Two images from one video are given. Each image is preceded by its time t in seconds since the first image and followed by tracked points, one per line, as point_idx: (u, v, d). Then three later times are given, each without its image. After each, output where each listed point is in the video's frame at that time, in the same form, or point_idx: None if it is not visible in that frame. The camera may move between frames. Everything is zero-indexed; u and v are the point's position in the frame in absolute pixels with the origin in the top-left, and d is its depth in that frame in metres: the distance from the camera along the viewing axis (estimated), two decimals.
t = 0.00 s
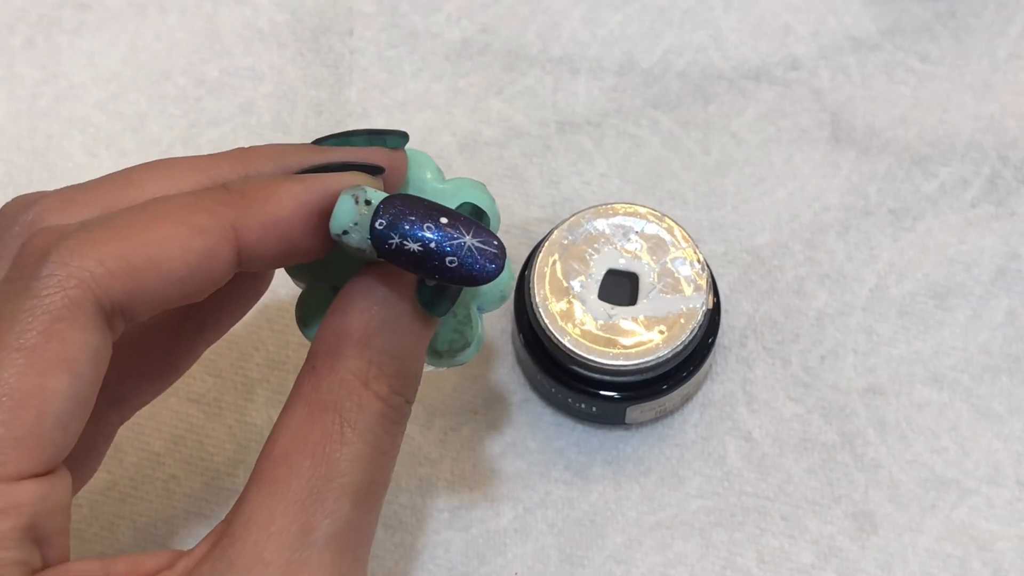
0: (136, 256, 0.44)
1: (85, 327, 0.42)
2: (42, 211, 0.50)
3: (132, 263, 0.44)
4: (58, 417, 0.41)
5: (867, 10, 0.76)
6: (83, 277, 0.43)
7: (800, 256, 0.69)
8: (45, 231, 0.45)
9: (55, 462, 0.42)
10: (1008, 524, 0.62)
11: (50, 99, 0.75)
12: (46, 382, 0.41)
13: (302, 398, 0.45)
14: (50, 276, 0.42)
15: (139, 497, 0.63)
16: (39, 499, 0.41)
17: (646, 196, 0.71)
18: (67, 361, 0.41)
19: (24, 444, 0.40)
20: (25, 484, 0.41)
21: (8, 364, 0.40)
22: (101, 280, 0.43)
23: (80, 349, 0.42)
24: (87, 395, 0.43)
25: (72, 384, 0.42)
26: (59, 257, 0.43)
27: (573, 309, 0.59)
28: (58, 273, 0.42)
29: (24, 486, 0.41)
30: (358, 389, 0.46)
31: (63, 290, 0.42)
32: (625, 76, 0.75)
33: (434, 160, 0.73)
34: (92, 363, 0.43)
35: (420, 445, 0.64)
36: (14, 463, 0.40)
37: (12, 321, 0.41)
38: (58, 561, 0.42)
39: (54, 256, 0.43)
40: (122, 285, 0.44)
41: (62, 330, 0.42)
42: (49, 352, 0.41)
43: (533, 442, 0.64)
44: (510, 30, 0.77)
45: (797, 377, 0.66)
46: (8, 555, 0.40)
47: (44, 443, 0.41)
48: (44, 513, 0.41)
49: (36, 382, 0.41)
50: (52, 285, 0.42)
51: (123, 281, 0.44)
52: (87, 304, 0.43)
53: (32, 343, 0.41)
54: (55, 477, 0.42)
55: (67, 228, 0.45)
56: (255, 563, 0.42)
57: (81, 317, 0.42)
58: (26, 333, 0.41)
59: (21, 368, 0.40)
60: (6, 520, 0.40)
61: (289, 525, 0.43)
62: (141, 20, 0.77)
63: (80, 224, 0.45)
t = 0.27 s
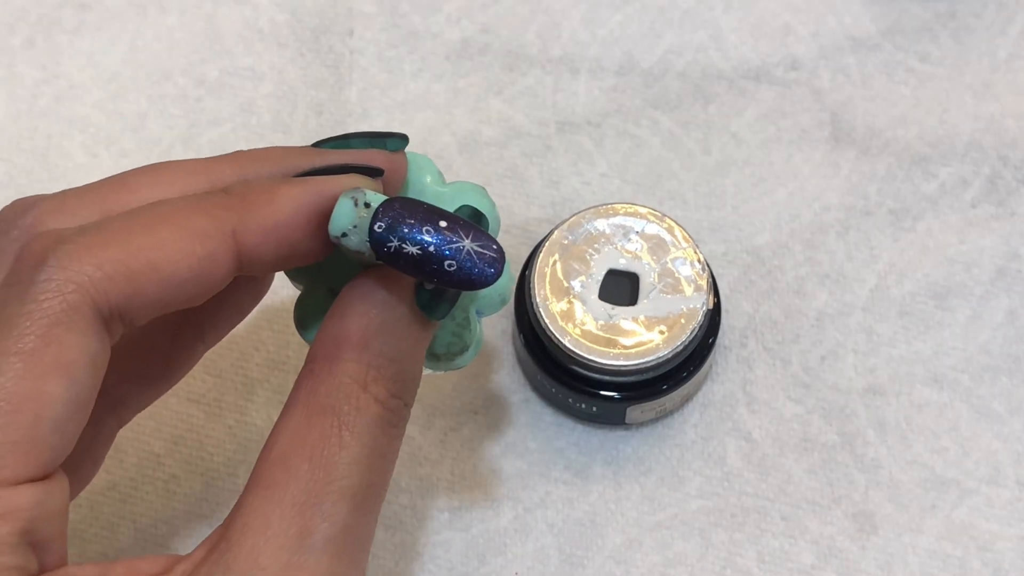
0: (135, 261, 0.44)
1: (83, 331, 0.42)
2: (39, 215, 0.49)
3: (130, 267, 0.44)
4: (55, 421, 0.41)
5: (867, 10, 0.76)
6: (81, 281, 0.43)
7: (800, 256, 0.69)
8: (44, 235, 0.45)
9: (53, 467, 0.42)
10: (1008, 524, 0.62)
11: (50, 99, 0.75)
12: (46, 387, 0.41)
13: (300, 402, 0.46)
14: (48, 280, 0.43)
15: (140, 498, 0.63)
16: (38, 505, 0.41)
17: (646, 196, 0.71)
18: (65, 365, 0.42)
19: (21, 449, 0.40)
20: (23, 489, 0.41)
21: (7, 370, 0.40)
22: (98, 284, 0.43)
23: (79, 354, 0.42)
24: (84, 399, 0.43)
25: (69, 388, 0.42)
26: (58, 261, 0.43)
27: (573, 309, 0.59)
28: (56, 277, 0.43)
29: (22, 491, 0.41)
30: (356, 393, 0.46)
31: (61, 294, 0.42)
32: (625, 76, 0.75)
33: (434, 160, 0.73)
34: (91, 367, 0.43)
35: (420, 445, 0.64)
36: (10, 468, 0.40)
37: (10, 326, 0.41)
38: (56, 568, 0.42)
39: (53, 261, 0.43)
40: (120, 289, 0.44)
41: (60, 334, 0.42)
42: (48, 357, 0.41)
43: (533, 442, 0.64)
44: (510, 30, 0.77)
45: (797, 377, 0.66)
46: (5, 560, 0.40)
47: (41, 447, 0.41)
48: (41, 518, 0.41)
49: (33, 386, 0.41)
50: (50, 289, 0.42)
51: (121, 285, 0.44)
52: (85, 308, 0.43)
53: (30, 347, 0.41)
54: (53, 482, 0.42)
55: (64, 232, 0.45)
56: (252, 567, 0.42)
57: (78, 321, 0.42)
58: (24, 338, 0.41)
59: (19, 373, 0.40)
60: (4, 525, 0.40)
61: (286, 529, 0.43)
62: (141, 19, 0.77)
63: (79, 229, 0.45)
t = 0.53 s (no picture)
0: (132, 261, 0.44)
1: (81, 330, 0.42)
2: (36, 217, 0.49)
3: (128, 267, 0.44)
4: (54, 420, 0.41)
5: (867, 10, 0.76)
6: (79, 281, 0.43)
7: (800, 256, 0.69)
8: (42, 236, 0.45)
9: (52, 465, 0.42)
10: (1008, 524, 0.62)
11: (50, 99, 0.75)
12: (43, 386, 0.41)
13: (296, 401, 0.46)
14: (46, 280, 0.42)
15: (139, 498, 0.63)
16: (36, 502, 0.41)
17: (646, 196, 0.71)
18: (63, 365, 0.41)
19: (19, 448, 0.40)
20: (21, 488, 0.41)
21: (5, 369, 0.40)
22: (97, 284, 0.43)
23: (76, 354, 0.42)
24: (82, 398, 0.43)
25: (68, 387, 0.42)
26: (56, 261, 0.43)
27: (573, 309, 0.59)
28: (54, 277, 0.43)
29: (19, 489, 0.41)
30: (352, 393, 0.46)
31: (59, 294, 0.42)
32: (625, 76, 0.75)
33: (434, 160, 0.73)
34: (88, 367, 0.43)
35: (420, 445, 0.64)
36: (8, 467, 0.40)
37: (8, 325, 0.41)
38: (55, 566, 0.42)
39: (50, 261, 0.43)
40: (117, 289, 0.44)
41: (58, 334, 0.42)
42: (46, 357, 0.41)
43: (533, 442, 0.64)
44: (510, 30, 0.77)
45: (797, 377, 0.66)
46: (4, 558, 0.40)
47: (39, 446, 0.41)
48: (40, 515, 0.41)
49: (32, 385, 0.41)
50: (48, 289, 0.42)
51: (118, 285, 0.44)
52: (83, 307, 0.43)
53: (28, 347, 0.41)
54: (52, 481, 0.42)
55: (63, 233, 0.45)
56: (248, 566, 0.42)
57: (76, 321, 0.42)
58: (22, 338, 0.41)
59: (17, 373, 0.40)
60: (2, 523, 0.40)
61: (282, 528, 0.43)
62: (142, 19, 0.77)
63: (77, 229, 0.45)
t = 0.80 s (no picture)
0: (123, 262, 0.44)
1: (72, 332, 0.42)
2: (29, 218, 0.50)
3: (118, 268, 0.44)
4: (43, 422, 0.41)
5: (867, 10, 0.76)
6: (69, 282, 0.43)
7: (800, 256, 0.69)
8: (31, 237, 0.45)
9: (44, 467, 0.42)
10: (1008, 524, 0.62)
11: (50, 99, 0.75)
12: (32, 388, 0.41)
13: (294, 404, 0.46)
14: (36, 281, 0.42)
15: (139, 498, 0.63)
16: (28, 503, 0.41)
17: (646, 196, 0.71)
18: (52, 366, 0.41)
19: (9, 450, 0.40)
20: (13, 489, 0.41)
21: None
22: (87, 286, 0.43)
23: (66, 355, 0.42)
24: (72, 400, 0.43)
25: (58, 390, 0.42)
26: (46, 262, 0.43)
27: (573, 309, 0.59)
28: (44, 278, 0.43)
29: (11, 491, 0.41)
30: (351, 396, 0.46)
31: (49, 294, 0.42)
32: (625, 76, 0.75)
33: (434, 160, 0.73)
34: (78, 368, 0.43)
35: (420, 445, 0.64)
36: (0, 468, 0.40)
37: None
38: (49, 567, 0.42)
39: (41, 262, 0.43)
40: (107, 290, 0.44)
41: (47, 335, 0.42)
42: (35, 358, 0.41)
43: (533, 442, 0.64)
44: (510, 30, 0.77)
45: (797, 377, 0.66)
46: None
47: (30, 448, 0.41)
48: (33, 517, 0.41)
49: (22, 388, 0.41)
50: (38, 290, 0.42)
51: (109, 286, 0.44)
52: (73, 309, 0.43)
53: (18, 349, 0.41)
54: (45, 482, 0.42)
55: (53, 234, 0.45)
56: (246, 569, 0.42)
57: (66, 321, 0.42)
58: (12, 339, 0.41)
59: (5, 374, 0.40)
60: None
61: (279, 531, 0.43)
62: (142, 20, 0.78)
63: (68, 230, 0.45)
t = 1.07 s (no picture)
0: (121, 255, 0.44)
1: (72, 324, 0.42)
2: (29, 211, 0.48)
3: (117, 261, 0.44)
4: (49, 415, 0.41)
5: (867, 10, 0.76)
6: (68, 274, 0.43)
7: (800, 256, 0.69)
8: (30, 229, 0.46)
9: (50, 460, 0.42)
10: (1008, 524, 0.62)
11: (50, 99, 0.75)
12: (37, 381, 0.41)
13: (308, 397, 0.46)
14: (36, 272, 0.42)
15: (138, 497, 0.63)
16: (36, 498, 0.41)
17: (646, 196, 0.72)
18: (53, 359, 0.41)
19: (15, 444, 0.40)
20: (20, 483, 0.40)
21: None
22: (87, 277, 0.43)
23: (66, 349, 0.42)
24: (76, 391, 0.42)
25: (62, 382, 0.42)
26: (45, 254, 0.43)
27: (573, 309, 0.59)
28: (43, 269, 0.43)
29: (19, 485, 0.40)
30: (365, 390, 0.46)
31: (49, 287, 0.42)
32: (625, 76, 0.75)
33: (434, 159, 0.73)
34: (80, 361, 0.43)
35: (420, 446, 0.64)
36: (7, 461, 0.40)
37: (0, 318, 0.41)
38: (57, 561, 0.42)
39: (41, 253, 0.43)
40: (107, 282, 0.44)
41: (48, 328, 0.42)
42: (36, 351, 0.41)
43: (533, 442, 0.64)
44: (510, 30, 0.77)
45: (797, 377, 0.66)
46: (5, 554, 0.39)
47: (36, 441, 0.41)
48: (43, 510, 0.41)
49: (27, 381, 0.41)
50: (38, 282, 0.42)
51: (108, 279, 0.44)
52: (73, 301, 0.43)
53: (20, 342, 0.41)
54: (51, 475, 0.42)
55: (54, 226, 0.45)
56: (258, 562, 0.42)
57: (67, 315, 0.42)
58: (12, 331, 0.41)
59: (9, 368, 0.40)
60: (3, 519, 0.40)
61: (291, 524, 0.43)
62: (142, 20, 0.77)
63: (68, 222, 0.45)
